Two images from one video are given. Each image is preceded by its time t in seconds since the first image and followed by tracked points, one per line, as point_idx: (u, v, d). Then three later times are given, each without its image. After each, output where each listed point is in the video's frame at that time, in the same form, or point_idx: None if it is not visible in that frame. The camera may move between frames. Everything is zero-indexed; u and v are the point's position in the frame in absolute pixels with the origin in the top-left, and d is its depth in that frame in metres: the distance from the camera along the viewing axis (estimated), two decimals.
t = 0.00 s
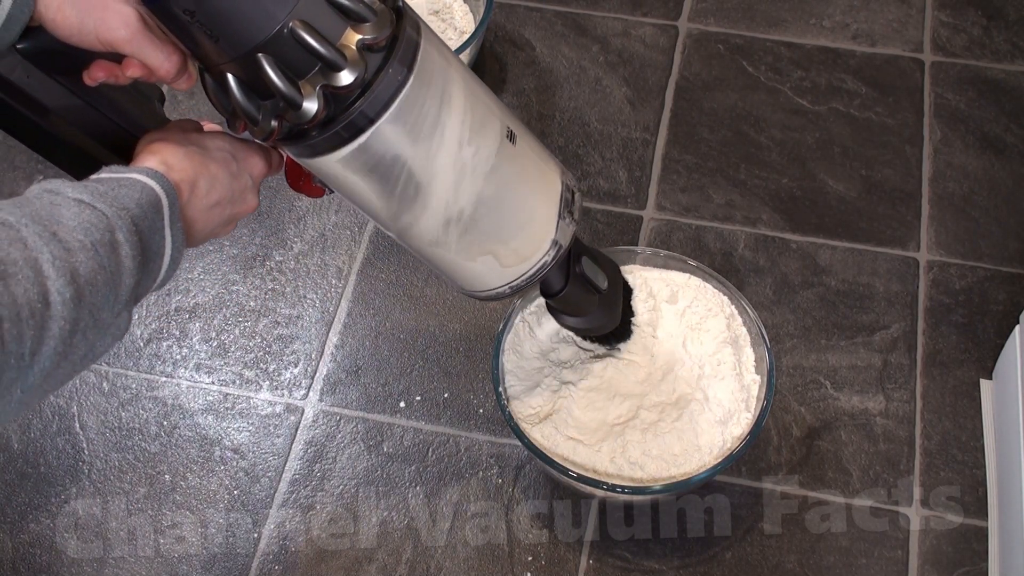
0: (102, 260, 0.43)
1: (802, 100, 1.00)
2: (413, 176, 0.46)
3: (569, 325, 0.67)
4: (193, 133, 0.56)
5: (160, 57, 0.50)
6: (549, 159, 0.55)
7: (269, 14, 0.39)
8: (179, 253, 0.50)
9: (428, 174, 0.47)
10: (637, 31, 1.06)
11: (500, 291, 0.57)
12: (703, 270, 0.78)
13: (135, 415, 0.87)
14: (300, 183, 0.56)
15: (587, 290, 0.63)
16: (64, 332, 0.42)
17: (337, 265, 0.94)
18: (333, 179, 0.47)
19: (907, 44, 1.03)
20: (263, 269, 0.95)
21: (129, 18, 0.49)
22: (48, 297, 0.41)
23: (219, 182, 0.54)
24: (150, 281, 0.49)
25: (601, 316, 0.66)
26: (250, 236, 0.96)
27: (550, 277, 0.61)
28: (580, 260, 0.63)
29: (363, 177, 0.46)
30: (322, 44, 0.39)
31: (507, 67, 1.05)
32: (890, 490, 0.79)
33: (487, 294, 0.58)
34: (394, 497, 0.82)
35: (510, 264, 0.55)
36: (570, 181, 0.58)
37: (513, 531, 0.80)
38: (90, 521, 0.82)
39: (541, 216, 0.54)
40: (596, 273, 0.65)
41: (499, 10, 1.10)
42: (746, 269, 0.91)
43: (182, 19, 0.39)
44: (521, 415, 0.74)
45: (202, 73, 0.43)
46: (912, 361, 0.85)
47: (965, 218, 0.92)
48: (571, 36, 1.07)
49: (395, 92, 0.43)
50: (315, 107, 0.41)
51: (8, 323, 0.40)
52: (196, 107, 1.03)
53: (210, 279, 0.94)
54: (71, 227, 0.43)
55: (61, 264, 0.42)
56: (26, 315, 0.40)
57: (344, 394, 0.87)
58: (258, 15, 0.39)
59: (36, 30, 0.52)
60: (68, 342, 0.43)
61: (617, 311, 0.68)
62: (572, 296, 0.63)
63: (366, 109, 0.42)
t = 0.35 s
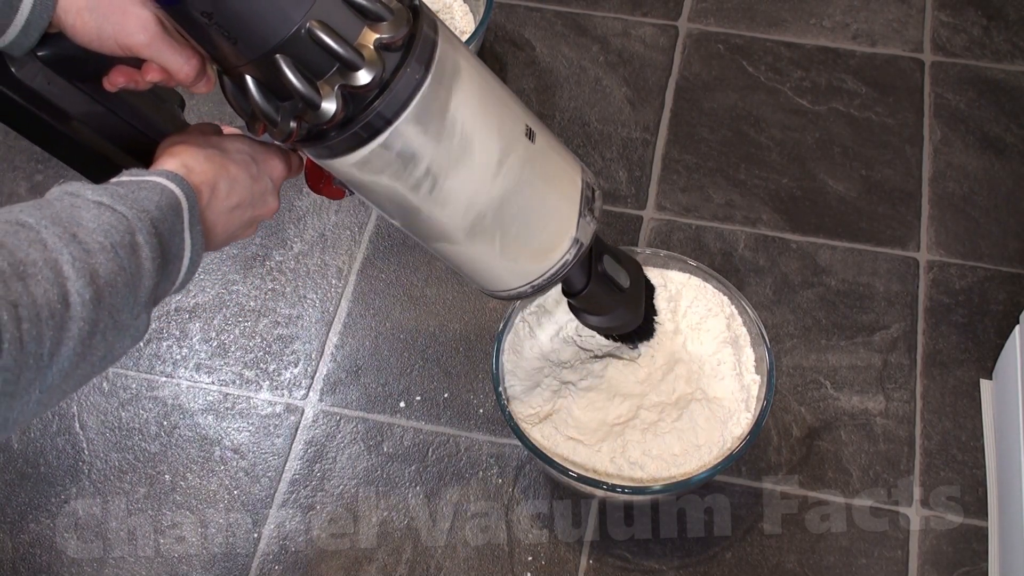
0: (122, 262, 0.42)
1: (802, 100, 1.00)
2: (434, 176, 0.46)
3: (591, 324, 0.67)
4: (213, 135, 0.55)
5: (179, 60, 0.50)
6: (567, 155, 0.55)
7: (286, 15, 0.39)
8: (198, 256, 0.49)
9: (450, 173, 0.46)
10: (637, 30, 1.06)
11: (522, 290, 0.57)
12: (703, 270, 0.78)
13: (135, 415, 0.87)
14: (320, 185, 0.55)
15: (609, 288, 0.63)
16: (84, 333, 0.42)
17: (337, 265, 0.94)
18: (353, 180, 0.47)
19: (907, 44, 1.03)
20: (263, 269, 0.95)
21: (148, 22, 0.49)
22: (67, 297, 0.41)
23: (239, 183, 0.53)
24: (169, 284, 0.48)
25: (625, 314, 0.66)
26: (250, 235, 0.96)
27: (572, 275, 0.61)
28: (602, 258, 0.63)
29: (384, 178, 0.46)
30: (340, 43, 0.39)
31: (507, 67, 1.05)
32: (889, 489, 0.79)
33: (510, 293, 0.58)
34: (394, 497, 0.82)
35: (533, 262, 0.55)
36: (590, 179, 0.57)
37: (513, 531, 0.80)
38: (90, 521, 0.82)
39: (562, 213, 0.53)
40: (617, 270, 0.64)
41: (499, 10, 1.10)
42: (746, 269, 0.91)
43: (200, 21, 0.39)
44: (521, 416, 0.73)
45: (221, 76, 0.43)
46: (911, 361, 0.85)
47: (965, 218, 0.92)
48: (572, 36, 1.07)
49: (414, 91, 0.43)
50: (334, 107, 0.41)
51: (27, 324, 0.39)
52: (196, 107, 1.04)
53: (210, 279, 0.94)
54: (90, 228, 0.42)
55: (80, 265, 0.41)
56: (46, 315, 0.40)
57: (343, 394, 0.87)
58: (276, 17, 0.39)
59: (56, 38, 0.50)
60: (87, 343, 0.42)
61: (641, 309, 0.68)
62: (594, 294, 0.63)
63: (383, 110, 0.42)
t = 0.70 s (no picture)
0: (137, 275, 0.42)
1: (802, 100, 1.00)
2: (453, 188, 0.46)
3: (612, 337, 0.67)
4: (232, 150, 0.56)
5: (198, 74, 0.50)
6: (587, 167, 0.54)
7: (303, 28, 0.39)
8: (214, 270, 0.49)
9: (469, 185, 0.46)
10: (637, 30, 1.06)
11: (541, 304, 0.57)
12: (703, 270, 0.78)
13: (135, 415, 0.87)
14: (339, 200, 0.55)
15: (628, 301, 0.64)
16: (96, 346, 0.41)
17: (337, 265, 0.94)
18: (372, 193, 0.46)
19: (907, 44, 1.03)
20: (264, 269, 0.95)
21: (166, 36, 0.49)
22: (80, 311, 0.41)
23: (257, 197, 0.54)
24: (186, 297, 0.48)
25: (645, 329, 0.66)
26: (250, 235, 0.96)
27: (592, 291, 0.61)
28: (623, 272, 0.63)
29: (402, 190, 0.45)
30: (357, 55, 0.39)
31: (507, 67, 1.05)
32: (890, 490, 0.79)
33: (529, 306, 0.57)
34: (394, 497, 0.82)
35: (552, 275, 0.54)
36: (610, 192, 0.57)
37: (513, 531, 0.80)
38: (90, 521, 0.82)
39: (581, 226, 0.53)
40: (637, 283, 0.65)
41: (499, 10, 1.10)
42: (746, 269, 0.91)
43: (216, 33, 0.38)
44: (521, 417, 0.73)
45: (238, 89, 0.43)
46: (911, 361, 0.85)
47: (965, 218, 0.92)
48: (572, 37, 1.07)
49: (432, 102, 0.42)
50: (352, 119, 0.40)
51: (38, 337, 0.39)
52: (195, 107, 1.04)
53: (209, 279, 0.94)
54: (105, 241, 0.42)
55: (94, 278, 0.41)
56: (58, 328, 0.40)
57: (343, 394, 0.87)
58: (292, 29, 0.38)
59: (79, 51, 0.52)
60: (101, 355, 0.42)
61: (662, 322, 0.68)
62: (615, 308, 0.63)
63: (400, 123, 0.41)
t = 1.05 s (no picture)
0: (142, 293, 0.42)
1: (802, 100, 1.00)
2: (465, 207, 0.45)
3: (625, 362, 0.67)
4: (241, 165, 0.55)
5: (208, 89, 0.49)
6: (600, 189, 0.54)
7: (315, 41, 0.38)
8: (221, 288, 0.49)
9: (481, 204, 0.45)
10: (637, 30, 1.06)
11: (554, 328, 0.55)
12: (703, 270, 0.78)
13: (135, 415, 0.87)
14: (350, 218, 0.54)
15: (640, 326, 0.64)
16: (99, 365, 0.41)
17: (337, 265, 0.94)
18: (382, 212, 0.45)
19: (907, 44, 1.03)
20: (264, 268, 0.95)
21: (179, 50, 0.48)
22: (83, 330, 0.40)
23: (266, 215, 0.53)
24: (192, 316, 0.48)
25: (658, 354, 0.66)
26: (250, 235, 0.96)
27: (606, 314, 0.61)
28: (636, 296, 0.63)
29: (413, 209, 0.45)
30: (370, 71, 0.38)
31: (507, 67, 1.05)
32: (890, 490, 0.79)
33: (541, 331, 0.56)
34: (394, 497, 0.82)
35: (565, 298, 0.53)
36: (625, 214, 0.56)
37: (513, 532, 0.80)
38: (90, 521, 0.82)
39: (595, 248, 0.52)
40: (651, 308, 0.65)
41: (499, 10, 1.10)
42: (746, 269, 0.91)
43: (229, 48, 0.37)
44: (521, 417, 0.72)
45: (250, 104, 0.42)
46: (912, 361, 0.85)
47: (965, 218, 0.92)
48: (572, 37, 1.07)
49: (445, 120, 0.42)
50: (364, 136, 0.39)
51: (39, 357, 0.38)
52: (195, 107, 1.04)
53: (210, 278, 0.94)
54: (111, 259, 0.42)
55: (98, 296, 0.41)
56: (60, 348, 0.39)
57: (343, 394, 0.87)
58: (304, 43, 0.38)
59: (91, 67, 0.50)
60: (103, 375, 0.42)
61: (675, 345, 0.68)
62: (627, 332, 0.63)
63: (414, 139, 0.41)
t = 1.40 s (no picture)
0: (132, 315, 0.41)
1: (802, 100, 1.00)
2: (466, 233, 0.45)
3: (630, 388, 0.67)
4: (241, 184, 0.55)
5: (207, 105, 0.48)
6: (609, 216, 0.54)
7: (316, 57, 0.38)
8: (215, 309, 0.48)
9: (482, 231, 0.45)
10: (637, 30, 1.06)
11: (556, 352, 0.56)
12: (703, 270, 0.78)
13: (135, 415, 0.87)
14: (350, 239, 0.54)
15: (645, 351, 0.64)
16: (86, 389, 0.40)
17: (337, 265, 0.94)
18: (384, 234, 0.46)
19: (907, 44, 1.03)
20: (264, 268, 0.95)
21: (177, 65, 0.47)
22: (70, 354, 0.40)
23: (263, 235, 0.52)
24: (186, 337, 0.46)
25: (664, 380, 0.66)
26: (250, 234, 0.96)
27: (611, 341, 0.61)
28: (641, 321, 0.63)
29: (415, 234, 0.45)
30: (371, 89, 0.38)
31: (507, 67, 1.05)
32: (890, 489, 0.79)
33: (543, 354, 0.56)
34: (394, 497, 0.82)
35: (567, 325, 0.53)
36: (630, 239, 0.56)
37: (513, 532, 0.80)
38: (90, 521, 0.82)
39: (600, 275, 0.52)
40: (657, 334, 0.65)
41: (498, 9, 1.10)
42: (746, 269, 0.91)
43: (227, 63, 0.37)
44: (521, 418, 0.73)
45: (249, 121, 0.42)
46: (911, 361, 0.85)
47: (965, 218, 0.92)
48: (572, 36, 1.07)
49: (446, 139, 0.41)
50: (363, 154, 0.39)
51: (24, 382, 0.37)
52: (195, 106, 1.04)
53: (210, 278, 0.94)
54: (101, 281, 0.41)
55: (87, 319, 0.40)
56: (46, 372, 0.38)
57: (343, 394, 0.87)
58: (305, 59, 0.37)
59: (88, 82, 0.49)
60: (91, 399, 0.41)
61: (683, 370, 0.68)
62: (633, 358, 0.63)
63: (414, 157, 0.41)
